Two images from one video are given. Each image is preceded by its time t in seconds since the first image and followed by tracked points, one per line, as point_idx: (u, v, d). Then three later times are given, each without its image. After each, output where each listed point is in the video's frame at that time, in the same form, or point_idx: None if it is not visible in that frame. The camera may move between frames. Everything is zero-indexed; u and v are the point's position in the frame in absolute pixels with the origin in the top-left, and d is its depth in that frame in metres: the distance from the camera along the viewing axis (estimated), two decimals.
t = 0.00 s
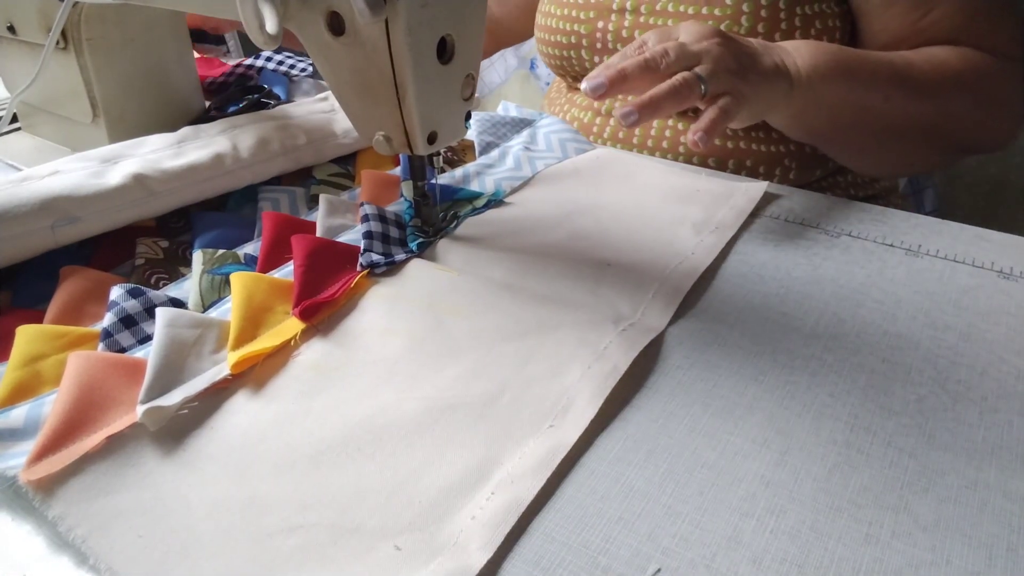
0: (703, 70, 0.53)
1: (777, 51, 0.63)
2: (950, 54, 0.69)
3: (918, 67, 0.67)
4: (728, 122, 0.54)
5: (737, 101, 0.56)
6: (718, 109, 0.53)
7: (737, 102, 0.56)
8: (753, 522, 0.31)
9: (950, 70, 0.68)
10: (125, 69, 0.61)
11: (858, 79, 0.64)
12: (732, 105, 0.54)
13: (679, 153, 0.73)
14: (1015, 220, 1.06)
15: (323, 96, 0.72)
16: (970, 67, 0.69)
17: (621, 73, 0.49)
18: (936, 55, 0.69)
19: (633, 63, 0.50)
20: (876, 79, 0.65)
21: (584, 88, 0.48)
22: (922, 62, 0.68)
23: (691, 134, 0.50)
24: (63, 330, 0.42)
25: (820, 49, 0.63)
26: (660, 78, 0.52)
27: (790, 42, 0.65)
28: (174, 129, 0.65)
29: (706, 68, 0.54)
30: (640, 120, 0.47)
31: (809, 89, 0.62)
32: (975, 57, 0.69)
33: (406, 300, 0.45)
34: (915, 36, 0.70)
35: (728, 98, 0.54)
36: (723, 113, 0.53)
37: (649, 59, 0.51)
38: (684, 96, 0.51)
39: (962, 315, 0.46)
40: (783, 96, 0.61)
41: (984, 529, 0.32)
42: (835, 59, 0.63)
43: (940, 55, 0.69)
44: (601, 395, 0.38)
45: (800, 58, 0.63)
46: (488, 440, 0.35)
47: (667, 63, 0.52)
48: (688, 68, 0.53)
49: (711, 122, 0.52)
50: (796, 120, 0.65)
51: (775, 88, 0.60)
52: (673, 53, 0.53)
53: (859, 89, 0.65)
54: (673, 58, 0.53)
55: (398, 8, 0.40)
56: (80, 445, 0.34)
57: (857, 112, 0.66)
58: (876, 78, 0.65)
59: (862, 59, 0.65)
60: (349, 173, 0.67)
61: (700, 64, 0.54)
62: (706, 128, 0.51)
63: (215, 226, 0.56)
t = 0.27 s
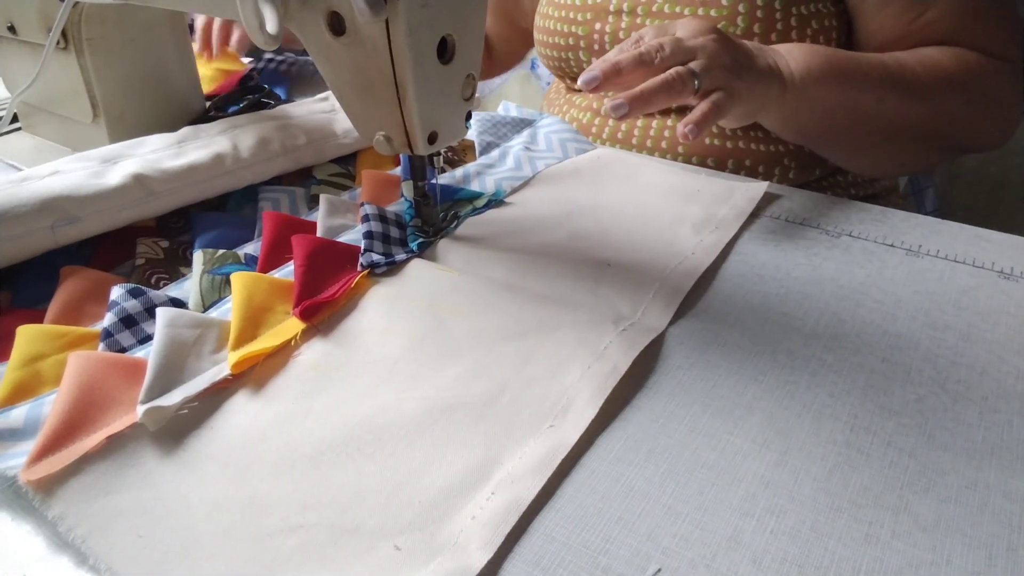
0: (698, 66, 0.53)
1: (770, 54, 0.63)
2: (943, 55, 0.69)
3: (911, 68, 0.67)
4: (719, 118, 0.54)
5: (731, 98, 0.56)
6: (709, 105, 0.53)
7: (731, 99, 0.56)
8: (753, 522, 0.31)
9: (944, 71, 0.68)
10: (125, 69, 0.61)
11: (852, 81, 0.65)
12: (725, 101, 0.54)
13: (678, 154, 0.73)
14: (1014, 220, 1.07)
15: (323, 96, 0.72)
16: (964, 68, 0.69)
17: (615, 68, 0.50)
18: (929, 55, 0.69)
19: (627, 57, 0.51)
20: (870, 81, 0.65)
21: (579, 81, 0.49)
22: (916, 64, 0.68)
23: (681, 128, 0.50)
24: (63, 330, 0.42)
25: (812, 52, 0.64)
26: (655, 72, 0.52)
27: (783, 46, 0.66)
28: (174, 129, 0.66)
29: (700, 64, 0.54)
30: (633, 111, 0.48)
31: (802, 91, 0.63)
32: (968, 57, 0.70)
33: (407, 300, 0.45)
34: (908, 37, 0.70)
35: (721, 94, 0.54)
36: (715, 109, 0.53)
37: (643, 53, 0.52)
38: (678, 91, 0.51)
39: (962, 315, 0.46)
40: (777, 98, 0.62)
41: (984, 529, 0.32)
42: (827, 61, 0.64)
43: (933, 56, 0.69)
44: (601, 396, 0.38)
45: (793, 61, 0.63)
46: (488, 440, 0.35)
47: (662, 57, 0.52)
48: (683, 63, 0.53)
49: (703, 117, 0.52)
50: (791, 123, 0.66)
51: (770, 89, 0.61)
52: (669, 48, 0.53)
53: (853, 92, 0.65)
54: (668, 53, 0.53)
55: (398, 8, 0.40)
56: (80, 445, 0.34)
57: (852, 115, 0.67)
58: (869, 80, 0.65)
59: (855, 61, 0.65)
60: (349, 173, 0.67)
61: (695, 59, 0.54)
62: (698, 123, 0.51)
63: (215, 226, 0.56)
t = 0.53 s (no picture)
0: (709, 60, 0.54)
1: (781, 51, 0.63)
2: (952, 53, 0.69)
3: (919, 66, 0.67)
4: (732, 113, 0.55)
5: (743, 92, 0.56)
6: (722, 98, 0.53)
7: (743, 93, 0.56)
8: (753, 523, 0.31)
9: (951, 69, 0.68)
10: (125, 69, 0.61)
11: (861, 79, 0.64)
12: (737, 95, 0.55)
13: (680, 154, 0.73)
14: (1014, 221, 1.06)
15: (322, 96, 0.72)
16: (972, 67, 0.69)
17: (626, 65, 0.51)
18: (938, 54, 0.69)
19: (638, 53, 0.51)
20: (879, 79, 0.65)
21: (591, 80, 0.50)
22: (923, 61, 0.68)
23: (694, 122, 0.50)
24: (63, 330, 0.42)
25: (821, 50, 0.64)
26: (667, 68, 0.53)
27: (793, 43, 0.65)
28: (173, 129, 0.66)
29: (713, 58, 0.54)
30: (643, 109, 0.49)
31: (813, 88, 0.63)
32: (977, 56, 0.69)
33: (407, 301, 0.45)
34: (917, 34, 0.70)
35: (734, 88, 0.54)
36: (728, 103, 0.53)
37: (655, 50, 0.52)
38: (689, 86, 0.51)
39: (962, 315, 0.46)
40: (789, 94, 0.61)
41: (984, 529, 0.32)
42: (837, 58, 0.64)
43: (942, 54, 0.69)
44: (600, 396, 0.38)
45: (803, 58, 0.63)
46: (488, 440, 0.35)
47: (673, 54, 0.53)
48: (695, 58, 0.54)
49: (717, 111, 0.53)
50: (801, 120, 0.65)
51: (781, 86, 0.60)
52: (680, 44, 0.54)
53: (863, 89, 0.65)
54: (679, 50, 0.53)
55: (398, 8, 0.40)
56: (80, 445, 0.34)
57: (861, 112, 0.67)
58: (878, 78, 0.65)
59: (864, 58, 0.65)
60: (349, 173, 0.67)
61: (707, 55, 0.54)
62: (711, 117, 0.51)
63: (215, 226, 0.56)
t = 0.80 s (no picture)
0: (693, 90, 0.59)
1: (772, 76, 0.64)
2: (947, 64, 0.69)
3: (914, 79, 0.67)
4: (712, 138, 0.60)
5: (731, 116, 0.60)
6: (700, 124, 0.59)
7: (731, 117, 0.60)
8: (753, 523, 0.31)
9: (947, 79, 0.68)
10: (125, 69, 0.61)
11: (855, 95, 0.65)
12: (720, 121, 0.59)
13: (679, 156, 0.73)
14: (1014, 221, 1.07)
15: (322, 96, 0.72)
16: (968, 77, 0.69)
17: (615, 110, 0.59)
18: (930, 64, 0.68)
19: (628, 99, 0.60)
20: (872, 95, 0.65)
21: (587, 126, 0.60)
22: (918, 73, 0.68)
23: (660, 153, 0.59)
24: (62, 330, 0.42)
25: (813, 71, 0.65)
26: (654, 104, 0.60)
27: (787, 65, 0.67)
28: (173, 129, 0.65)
29: (697, 87, 0.59)
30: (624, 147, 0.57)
31: (805, 109, 0.64)
32: (971, 63, 0.69)
33: (407, 300, 0.45)
34: (919, 38, 0.70)
35: (719, 113, 0.59)
36: (706, 130, 0.59)
37: (642, 91, 0.60)
38: (669, 119, 0.58)
39: (962, 315, 0.46)
40: (781, 115, 0.63)
41: (983, 529, 0.32)
42: (829, 78, 0.64)
43: (936, 64, 0.69)
44: (600, 396, 0.38)
45: (795, 82, 0.64)
46: (488, 441, 0.35)
47: (659, 90, 0.60)
48: (680, 89, 0.60)
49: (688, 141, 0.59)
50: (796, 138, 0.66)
51: (773, 108, 0.62)
52: (666, 78, 0.60)
53: (857, 105, 0.65)
54: (665, 84, 0.60)
55: (398, 8, 0.40)
56: (80, 444, 0.34)
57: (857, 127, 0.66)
58: (872, 94, 0.65)
59: (856, 76, 0.65)
60: (349, 173, 0.67)
61: (692, 84, 0.60)
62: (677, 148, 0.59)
63: (215, 226, 0.56)
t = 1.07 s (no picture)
0: (683, 98, 0.60)
1: (765, 85, 0.65)
2: (942, 69, 0.69)
3: (908, 85, 0.68)
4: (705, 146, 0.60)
5: (723, 123, 0.60)
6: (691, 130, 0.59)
7: (723, 124, 0.60)
8: (753, 522, 0.31)
9: (942, 84, 0.68)
10: (125, 69, 0.61)
11: (848, 104, 0.65)
12: (711, 126, 0.59)
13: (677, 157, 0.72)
14: (1014, 221, 1.07)
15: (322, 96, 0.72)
16: (962, 81, 0.69)
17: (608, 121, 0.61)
18: (926, 69, 0.69)
19: (620, 108, 0.61)
20: (864, 102, 0.66)
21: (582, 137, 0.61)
22: (915, 79, 0.68)
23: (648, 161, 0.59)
24: (62, 330, 0.42)
25: (806, 79, 0.65)
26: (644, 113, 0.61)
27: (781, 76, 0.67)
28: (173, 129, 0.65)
29: (686, 95, 0.60)
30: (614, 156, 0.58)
31: (800, 118, 0.64)
32: (967, 68, 0.69)
33: (407, 300, 0.45)
34: (918, 40, 0.70)
35: (710, 120, 0.59)
36: (696, 136, 0.59)
37: (632, 101, 0.61)
38: (657, 127, 0.59)
39: (962, 315, 0.46)
40: (775, 124, 0.63)
41: (983, 529, 0.32)
42: (821, 86, 0.65)
43: (932, 69, 0.69)
44: (600, 396, 0.38)
45: (787, 90, 0.65)
46: (488, 441, 0.35)
47: (649, 100, 0.61)
48: (670, 98, 0.61)
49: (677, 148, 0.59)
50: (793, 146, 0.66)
51: (766, 116, 0.62)
52: (655, 89, 0.62)
53: (849, 113, 0.65)
54: (655, 95, 0.61)
55: (398, 8, 0.40)
56: (80, 445, 0.34)
57: (851, 133, 0.67)
58: (864, 101, 0.66)
59: (848, 84, 0.66)
60: (349, 173, 0.67)
61: (681, 93, 0.61)
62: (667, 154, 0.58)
63: (215, 226, 0.56)
